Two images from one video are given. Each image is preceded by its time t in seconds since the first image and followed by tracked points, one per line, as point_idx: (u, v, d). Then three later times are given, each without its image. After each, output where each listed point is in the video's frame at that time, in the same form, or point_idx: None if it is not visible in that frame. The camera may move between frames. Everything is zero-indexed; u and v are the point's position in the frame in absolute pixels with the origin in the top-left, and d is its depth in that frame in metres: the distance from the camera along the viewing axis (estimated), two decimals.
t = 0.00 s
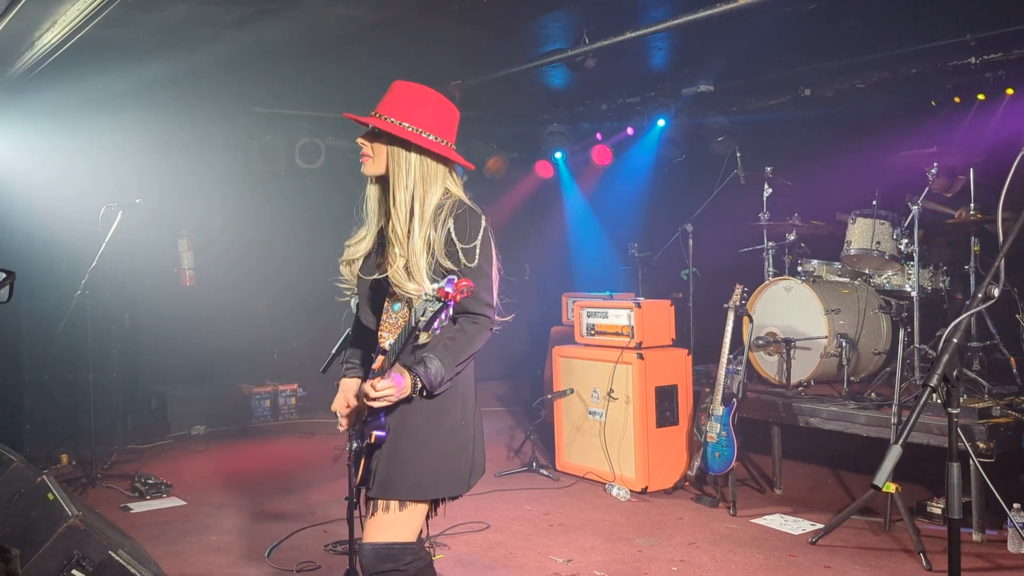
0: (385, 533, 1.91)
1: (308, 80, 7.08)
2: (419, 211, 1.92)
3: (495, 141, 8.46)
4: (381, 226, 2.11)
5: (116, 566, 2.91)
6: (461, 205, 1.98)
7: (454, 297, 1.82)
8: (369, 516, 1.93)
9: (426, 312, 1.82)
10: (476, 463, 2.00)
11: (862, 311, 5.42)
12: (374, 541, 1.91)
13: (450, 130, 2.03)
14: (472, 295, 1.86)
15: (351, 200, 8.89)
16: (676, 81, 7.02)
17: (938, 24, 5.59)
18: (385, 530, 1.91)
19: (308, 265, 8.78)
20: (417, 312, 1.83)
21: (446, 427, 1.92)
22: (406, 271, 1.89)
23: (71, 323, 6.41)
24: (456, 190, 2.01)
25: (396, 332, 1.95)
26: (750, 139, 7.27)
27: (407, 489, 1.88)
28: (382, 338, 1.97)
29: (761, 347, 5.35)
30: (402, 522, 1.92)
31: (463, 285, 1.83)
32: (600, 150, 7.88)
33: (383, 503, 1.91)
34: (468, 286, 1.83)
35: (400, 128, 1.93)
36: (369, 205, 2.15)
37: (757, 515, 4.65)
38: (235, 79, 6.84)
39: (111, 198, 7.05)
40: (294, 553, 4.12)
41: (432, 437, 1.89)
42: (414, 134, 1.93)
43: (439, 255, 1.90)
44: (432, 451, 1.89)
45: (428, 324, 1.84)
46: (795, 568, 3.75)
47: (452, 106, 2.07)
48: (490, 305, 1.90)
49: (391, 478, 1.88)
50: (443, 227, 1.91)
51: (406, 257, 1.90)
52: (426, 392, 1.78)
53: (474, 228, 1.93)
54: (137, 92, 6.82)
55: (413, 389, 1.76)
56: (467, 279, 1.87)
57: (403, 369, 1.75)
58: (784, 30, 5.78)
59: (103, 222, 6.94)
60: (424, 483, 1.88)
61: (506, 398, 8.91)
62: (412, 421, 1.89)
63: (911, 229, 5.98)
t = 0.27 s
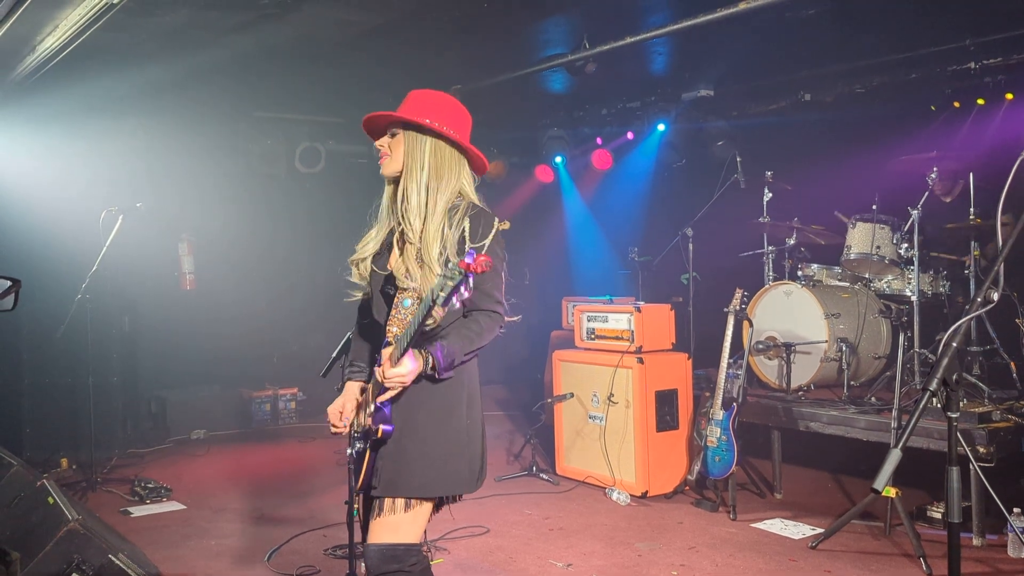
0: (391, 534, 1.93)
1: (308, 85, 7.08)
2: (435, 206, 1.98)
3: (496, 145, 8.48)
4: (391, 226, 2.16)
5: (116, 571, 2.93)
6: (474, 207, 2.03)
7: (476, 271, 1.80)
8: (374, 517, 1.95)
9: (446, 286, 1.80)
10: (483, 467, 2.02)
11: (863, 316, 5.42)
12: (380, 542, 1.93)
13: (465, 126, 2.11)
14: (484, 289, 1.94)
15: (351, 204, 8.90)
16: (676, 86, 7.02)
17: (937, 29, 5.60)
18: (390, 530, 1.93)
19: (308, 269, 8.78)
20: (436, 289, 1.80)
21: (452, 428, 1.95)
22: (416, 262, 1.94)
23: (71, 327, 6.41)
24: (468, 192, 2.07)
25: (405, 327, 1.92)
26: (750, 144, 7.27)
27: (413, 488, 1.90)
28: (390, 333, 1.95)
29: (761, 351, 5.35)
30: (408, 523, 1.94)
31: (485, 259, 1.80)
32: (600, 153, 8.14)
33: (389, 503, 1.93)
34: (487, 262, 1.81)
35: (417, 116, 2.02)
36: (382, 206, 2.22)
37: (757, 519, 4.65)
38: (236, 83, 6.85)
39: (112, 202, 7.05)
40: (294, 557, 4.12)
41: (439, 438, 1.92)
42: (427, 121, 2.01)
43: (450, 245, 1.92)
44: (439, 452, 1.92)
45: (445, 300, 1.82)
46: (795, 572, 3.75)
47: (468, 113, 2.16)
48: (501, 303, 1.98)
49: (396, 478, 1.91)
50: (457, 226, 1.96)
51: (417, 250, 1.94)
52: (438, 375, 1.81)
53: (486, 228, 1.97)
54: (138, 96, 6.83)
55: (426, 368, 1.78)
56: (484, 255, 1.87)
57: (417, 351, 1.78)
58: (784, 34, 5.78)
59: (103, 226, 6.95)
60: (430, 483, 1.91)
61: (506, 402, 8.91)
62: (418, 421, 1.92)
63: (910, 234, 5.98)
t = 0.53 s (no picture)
0: (399, 535, 1.93)
1: (307, 88, 7.08)
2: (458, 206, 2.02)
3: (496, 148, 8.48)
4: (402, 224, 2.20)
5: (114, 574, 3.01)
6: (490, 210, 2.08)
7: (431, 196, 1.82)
8: (381, 518, 1.94)
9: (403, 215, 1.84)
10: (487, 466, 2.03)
11: (862, 319, 5.42)
12: (386, 543, 1.93)
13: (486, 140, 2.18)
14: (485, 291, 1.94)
15: (351, 207, 8.90)
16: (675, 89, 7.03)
17: (937, 32, 5.60)
18: (398, 531, 1.93)
19: (308, 272, 8.77)
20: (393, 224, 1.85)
21: (459, 428, 1.96)
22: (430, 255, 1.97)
23: (70, 331, 6.41)
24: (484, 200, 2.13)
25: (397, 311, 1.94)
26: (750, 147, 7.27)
27: (423, 489, 1.90)
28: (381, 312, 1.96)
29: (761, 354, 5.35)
30: (417, 524, 1.95)
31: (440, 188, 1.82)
32: (599, 157, 8.08)
33: (397, 504, 1.93)
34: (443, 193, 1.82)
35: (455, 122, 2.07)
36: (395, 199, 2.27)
37: (757, 522, 4.65)
38: (235, 87, 6.85)
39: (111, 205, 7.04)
40: (293, 560, 4.11)
41: (446, 436, 1.93)
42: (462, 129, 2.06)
43: (472, 251, 1.96)
44: (446, 452, 1.93)
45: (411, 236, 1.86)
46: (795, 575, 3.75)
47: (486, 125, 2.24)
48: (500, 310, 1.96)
49: (407, 479, 1.90)
50: (477, 228, 2.00)
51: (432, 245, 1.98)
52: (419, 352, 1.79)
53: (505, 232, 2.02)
54: (138, 99, 6.83)
55: (407, 341, 1.77)
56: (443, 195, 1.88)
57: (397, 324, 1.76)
58: (784, 37, 5.78)
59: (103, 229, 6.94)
60: (439, 484, 1.91)
61: (506, 405, 8.90)
62: (427, 421, 1.92)
63: (910, 237, 5.98)
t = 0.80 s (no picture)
0: (394, 537, 1.92)
1: (307, 90, 7.08)
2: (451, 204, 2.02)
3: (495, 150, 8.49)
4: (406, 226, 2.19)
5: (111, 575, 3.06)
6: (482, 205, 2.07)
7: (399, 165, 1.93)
8: (377, 519, 1.94)
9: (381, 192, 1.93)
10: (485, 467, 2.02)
11: (862, 321, 5.42)
12: (382, 545, 1.92)
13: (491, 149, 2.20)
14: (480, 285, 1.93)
15: (351, 210, 8.89)
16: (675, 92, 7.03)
17: (936, 34, 5.60)
18: (394, 533, 1.92)
19: (307, 275, 8.76)
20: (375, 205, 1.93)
21: (456, 428, 1.95)
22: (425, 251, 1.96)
23: (70, 333, 6.40)
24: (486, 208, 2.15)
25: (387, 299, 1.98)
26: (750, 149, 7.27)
27: (419, 489, 1.89)
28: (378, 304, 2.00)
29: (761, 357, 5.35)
30: (412, 526, 1.94)
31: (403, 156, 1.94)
32: (599, 160, 7.94)
33: (393, 505, 1.92)
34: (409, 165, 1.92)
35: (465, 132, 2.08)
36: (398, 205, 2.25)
37: (756, 525, 4.64)
38: (235, 89, 6.85)
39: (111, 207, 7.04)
40: (292, 563, 4.10)
41: (443, 436, 1.93)
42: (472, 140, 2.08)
43: (467, 241, 1.95)
44: (442, 452, 1.93)
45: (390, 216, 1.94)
46: None
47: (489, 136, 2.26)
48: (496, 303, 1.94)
49: (402, 478, 1.90)
50: (470, 222, 1.99)
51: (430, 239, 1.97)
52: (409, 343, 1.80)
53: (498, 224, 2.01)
54: (138, 102, 6.84)
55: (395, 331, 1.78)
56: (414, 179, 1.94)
57: (387, 313, 1.78)
58: (783, 39, 5.78)
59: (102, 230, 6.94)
60: (435, 483, 1.91)
61: (506, 408, 8.89)
62: (423, 420, 1.92)
63: (910, 239, 5.97)
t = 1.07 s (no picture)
0: (386, 539, 1.92)
1: (306, 92, 7.08)
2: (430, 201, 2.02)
3: (495, 152, 8.48)
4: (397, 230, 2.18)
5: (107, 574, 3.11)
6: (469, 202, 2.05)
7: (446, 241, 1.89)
8: (369, 520, 1.94)
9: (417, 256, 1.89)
10: (483, 472, 2.01)
11: (862, 323, 5.41)
12: (374, 548, 1.91)
13: (477, 141, 2.15)
14: (481, 284, 1.94)
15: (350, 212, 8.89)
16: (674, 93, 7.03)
17: (935, 36, 5.60)
18: (386, 535, 1.92)
19: (306, 276, 8.76)
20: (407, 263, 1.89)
21: (450, 430, 1.95)
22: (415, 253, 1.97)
23: (68, 335, 6.39)
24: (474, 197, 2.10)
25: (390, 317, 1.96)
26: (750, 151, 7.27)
27: (411, 490, 1.89)
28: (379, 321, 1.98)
29: (760, 357, 5.35)
30: (403, 528, 1.94)
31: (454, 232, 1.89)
32: (599, 161, 7.98)
33: (385, 506, 1.92)
34: (457, 238, 1.89)
35: (439, 123, 2.07)
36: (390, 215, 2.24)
37: (755, 527, 4.63)
38: (234, 90, 6.85)
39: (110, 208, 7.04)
40: (291, 565, 4.09)
41: (437, 439, 1.93)
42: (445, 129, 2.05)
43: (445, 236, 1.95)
44: (436, 455, 1.92)
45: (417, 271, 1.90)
46: None
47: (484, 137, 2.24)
48: (501, 297, 1.97)
49: (394, 479, 1.89)
50: (451, 218, 1.99)
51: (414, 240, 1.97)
52: (429, 361, 1.83)
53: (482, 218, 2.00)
54: (137, 103, 6.84)
55: (415, 354, 1.80)
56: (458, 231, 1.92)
57: (404, 339, 1.80)
58: (783, 41, 5.79)
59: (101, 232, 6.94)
60: (427, 485, 1.90)
61: (505, 410, 8.89)
62: (416, 422, 1.92)
63: (910, 240, 5.96)
